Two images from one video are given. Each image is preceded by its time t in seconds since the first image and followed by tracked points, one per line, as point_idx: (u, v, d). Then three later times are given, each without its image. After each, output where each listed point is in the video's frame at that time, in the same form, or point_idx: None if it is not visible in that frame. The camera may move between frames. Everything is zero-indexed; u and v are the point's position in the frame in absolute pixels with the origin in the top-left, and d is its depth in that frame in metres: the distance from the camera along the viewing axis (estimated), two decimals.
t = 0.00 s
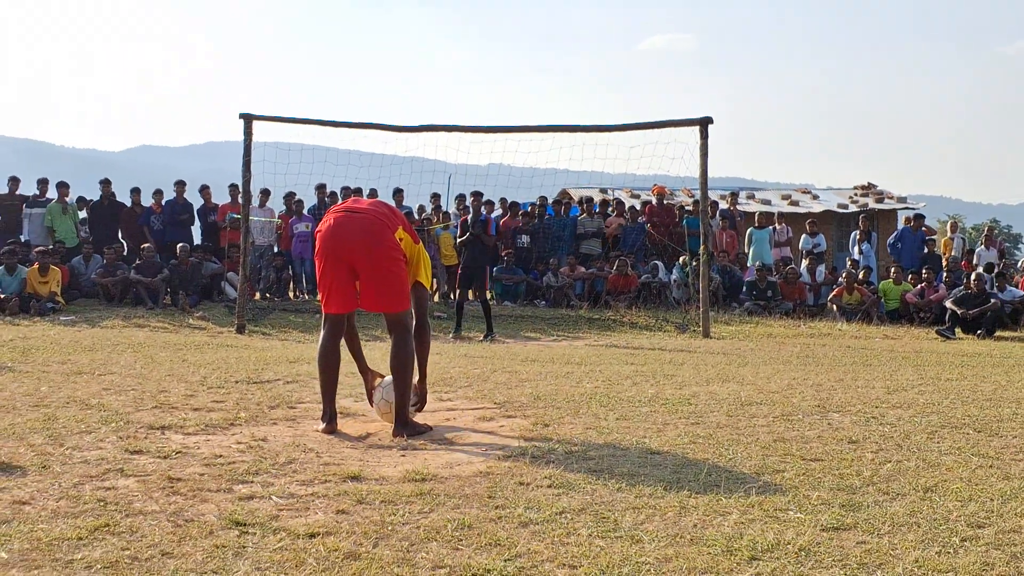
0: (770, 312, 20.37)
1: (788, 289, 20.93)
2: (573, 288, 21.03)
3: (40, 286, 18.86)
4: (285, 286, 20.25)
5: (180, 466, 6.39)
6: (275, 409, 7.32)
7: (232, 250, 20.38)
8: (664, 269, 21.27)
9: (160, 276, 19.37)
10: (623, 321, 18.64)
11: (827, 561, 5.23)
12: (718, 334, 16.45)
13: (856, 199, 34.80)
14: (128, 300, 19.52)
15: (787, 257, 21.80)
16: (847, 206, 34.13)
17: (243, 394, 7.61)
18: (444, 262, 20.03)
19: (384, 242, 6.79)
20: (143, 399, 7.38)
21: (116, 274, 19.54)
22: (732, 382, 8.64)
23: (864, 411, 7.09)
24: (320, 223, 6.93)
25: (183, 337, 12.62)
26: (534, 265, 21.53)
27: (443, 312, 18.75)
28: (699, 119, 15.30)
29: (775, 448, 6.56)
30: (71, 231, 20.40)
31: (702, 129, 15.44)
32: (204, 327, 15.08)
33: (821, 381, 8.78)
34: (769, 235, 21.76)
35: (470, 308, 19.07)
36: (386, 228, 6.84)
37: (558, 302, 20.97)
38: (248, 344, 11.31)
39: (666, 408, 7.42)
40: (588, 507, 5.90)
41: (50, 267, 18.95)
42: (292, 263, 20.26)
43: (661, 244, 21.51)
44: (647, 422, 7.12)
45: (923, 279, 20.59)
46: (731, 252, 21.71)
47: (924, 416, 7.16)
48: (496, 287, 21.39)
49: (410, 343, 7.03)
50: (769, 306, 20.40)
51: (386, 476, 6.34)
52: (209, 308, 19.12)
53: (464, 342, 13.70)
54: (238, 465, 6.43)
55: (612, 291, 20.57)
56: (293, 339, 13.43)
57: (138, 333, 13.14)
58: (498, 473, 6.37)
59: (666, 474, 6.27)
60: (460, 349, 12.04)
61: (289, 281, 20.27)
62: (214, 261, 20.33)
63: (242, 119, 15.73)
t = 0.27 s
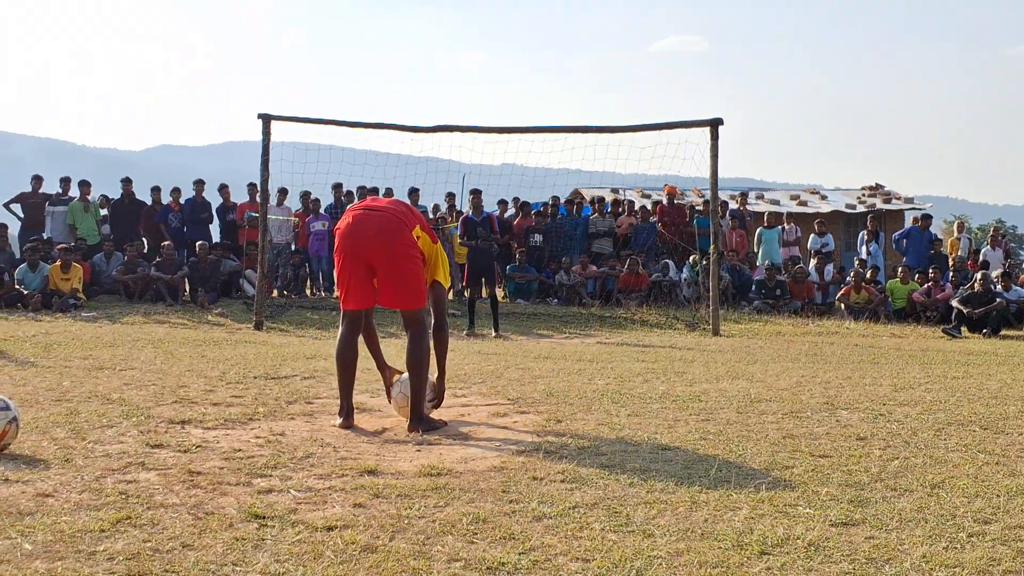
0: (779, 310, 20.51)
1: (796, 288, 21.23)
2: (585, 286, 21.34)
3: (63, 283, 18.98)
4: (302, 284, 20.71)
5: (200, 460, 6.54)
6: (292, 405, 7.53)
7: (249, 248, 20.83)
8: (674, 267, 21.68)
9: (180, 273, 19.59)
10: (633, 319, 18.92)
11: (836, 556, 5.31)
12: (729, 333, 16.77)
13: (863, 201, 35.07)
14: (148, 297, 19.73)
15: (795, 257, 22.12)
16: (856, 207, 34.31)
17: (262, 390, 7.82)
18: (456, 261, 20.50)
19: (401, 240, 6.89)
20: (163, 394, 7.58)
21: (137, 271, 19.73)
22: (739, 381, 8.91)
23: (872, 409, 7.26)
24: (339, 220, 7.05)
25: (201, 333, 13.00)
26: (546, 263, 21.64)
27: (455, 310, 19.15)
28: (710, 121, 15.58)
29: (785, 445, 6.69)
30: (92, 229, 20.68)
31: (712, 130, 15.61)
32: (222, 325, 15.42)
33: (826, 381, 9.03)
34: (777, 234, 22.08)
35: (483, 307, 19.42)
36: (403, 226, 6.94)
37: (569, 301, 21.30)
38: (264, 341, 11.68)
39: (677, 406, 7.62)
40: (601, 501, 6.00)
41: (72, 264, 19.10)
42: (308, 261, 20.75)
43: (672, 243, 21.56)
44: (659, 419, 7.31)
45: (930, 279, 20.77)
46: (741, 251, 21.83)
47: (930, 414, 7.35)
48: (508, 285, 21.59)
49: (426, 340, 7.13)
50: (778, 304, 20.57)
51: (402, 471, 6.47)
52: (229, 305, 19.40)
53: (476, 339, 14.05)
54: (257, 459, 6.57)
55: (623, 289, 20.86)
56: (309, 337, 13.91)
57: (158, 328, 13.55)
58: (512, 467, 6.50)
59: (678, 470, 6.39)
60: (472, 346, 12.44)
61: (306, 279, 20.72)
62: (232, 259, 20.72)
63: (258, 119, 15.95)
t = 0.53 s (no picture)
0: (785, 307, 20.70)
1: (804, 285, 21.17)
2: (593, 282, 21.35)
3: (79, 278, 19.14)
4: (313, 280, 20.83)
5: (214, 452, 6.65)
6: (303, 400, 7.70)
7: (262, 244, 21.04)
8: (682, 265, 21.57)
9: (194, 269, 19.80)
10: (639, 317, 18.92)
11: (842, 550, 5.38)
12: (738, 330, 16.91)
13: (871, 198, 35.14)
14: (162, 293, 19.92)
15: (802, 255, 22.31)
16: (865, 204, 34.36)
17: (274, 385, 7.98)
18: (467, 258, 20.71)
19: (412, 237, 7.13)
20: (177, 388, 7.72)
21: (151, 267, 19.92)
22: (744, 378, 9.04)
23: (877, 407, 7.37)
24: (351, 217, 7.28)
25: (214, 327, 13.20)
26: (553, 259, 21.83)
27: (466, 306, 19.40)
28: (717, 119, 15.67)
29: (791, 442, 6.77)
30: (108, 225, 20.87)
31: (718, 129, 15.61)
32: (235, 321, 15.61)
33: (831, 378, 9.17)
34: (785, 232, 22.29)
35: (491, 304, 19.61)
36: (414, 223, 7.17)
37: (577, 298, 21.32)
38: (273, 337, 11.87)
39: (683, 404, 7.76)
40: (609, 495, 6.07)
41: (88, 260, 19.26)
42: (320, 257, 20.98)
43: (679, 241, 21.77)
44: (666, 415, 7.43)
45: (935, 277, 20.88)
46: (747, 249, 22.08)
47: (934, 411, 7.45)
48: (517, 282, 21.80)
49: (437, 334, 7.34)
50: (784, 301, 20.77)
51: (413, 464, 6.58)
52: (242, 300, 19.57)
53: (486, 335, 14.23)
54: (270, 452, 6.68)
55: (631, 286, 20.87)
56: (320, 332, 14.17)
57: (172, 323, 13.77)
58: (521, 461, 6.61)
59: (685, 464, 6.47)
60: (482, 342, 12.62)
61: (317, 276, 20.90)
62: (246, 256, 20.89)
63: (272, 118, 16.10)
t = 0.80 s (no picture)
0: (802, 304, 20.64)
1: (821, 282, 21.21)
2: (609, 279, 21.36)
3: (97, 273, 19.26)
4: (330, 275, 21.09)
5: (232, 447, 6.66)
6: (320, 395, 7.73)
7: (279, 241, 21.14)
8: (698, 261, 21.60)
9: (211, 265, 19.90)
10: (655, 313, 18.94)
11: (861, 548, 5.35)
12: (755, 326, 16.88)
13: (890, 194, 35.01)
14: (179, 289, 20.02)
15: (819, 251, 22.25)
16: (884, 199, 34.22)
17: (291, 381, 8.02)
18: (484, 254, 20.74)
19: (429, 233, 7.17)
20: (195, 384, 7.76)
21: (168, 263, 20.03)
22: (762, 375, 9.05)
23: (895, 404, 7.36)
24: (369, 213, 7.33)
25: (231, 323, 13.26)
26: (570, 256, 21.92)
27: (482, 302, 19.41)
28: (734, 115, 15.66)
29: (809, 439, 6.75)
30: (126, 221, 20.94)
31: (735, 125, 15.54)
32: (253, 315, 15.69)
33: (849, 375, 9.16)
34: (803, 228, 22.17)
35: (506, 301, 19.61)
36: (432, 219, 7.22)
37: (593, 294, 21.36)
38: (290, 332, 11.93)
39: (700, 401, 7.76)
40: (627, 492, 6.06)
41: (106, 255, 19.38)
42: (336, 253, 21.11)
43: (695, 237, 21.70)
44: (685, 411, 7.43)
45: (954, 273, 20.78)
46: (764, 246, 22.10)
47: (953, 409, 7.43)
48: (533, 279, 21.97)
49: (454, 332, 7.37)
50: (800, 298, 20.69)
51: (431, 460, 6.58)
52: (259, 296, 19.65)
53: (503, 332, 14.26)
54: (288, 447, 6.69)
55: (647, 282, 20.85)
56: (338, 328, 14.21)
57: (191, 318, 13.83)
58: (539, 457, 6.61)
59: (702, 461, 6.46)
60: (499, 339, 12.66)
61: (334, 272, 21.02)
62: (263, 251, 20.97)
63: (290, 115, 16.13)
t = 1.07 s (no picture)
0: (817, 302, 20.55)
1: (834, 280, 21.15)
2: (623, 276, 21.29)
3: (111, 271, 19.33)
4: (343, 273, 21.11)
5: (246, 445, 6.68)
6: (334, 393, 7.75)
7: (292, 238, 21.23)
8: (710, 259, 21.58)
9: (225, 262, 19.95)
10: (670, 311, 18.90)
11: (876, 547, 5.34)
12: (767, 324, 16.87)
13: (905, 192, 34.94)
14: (193, 286, 20.09)
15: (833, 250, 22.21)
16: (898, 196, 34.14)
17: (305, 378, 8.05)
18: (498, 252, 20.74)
19: (442, 231, 7.17)
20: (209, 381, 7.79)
21: (182, 260, 20.10)
22: (776, 373, 9.03)
23: (908, 402, 7.34)
24: (383, 210, 7.33)
25: (246, 321, 13.30)
26: (583, 254, 21.88)
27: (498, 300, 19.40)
28: (747, 112, 15.63)
29: (823, 438, 6.74)
30: (141, 219, 21.00)
31: (748, 123, 15.50)
32: (268, 314, 15.75)
33: (861, 373, 9.15)
34: (817, 227, 22.07)
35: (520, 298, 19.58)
36: (446, 218, 7.22)
37: (606, 292, 21.28)
38: (302, 329, 11.96)
39: (715, 398, 7.76)
40: (640, 490, 6.05)
41: (121, 253, 19.44)
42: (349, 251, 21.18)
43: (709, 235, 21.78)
44: (698, 409, 7.42)
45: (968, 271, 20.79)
46: (777, 244, 22.04)
47: (966, 407, 7.41)
48: (547, 276, 21.93)
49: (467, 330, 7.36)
50: (814, 296, 20.61)
51: (443, 458, 6.58)
52: (273, 294, 19.69)
53: (514, 329, 14.27)
54: (302, 445, 6.70)
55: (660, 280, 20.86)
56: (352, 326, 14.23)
57: (205, 316, 13.88)
58: (551, 455, 6.61)
59: (716, 460, 6.44)
60: (511, 337, 12.68)
61: (346, 269, 21.09)
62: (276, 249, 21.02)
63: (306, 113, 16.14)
